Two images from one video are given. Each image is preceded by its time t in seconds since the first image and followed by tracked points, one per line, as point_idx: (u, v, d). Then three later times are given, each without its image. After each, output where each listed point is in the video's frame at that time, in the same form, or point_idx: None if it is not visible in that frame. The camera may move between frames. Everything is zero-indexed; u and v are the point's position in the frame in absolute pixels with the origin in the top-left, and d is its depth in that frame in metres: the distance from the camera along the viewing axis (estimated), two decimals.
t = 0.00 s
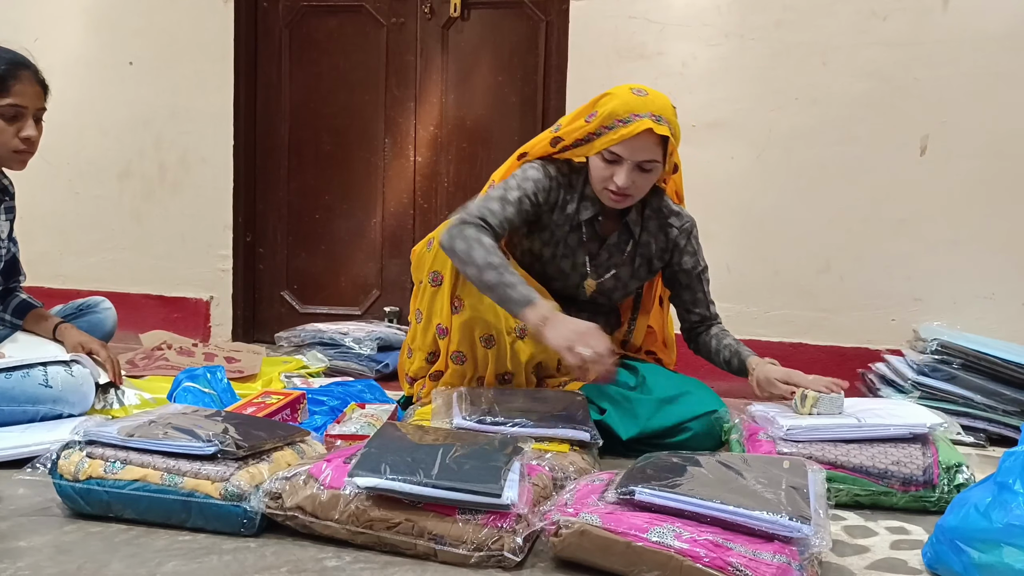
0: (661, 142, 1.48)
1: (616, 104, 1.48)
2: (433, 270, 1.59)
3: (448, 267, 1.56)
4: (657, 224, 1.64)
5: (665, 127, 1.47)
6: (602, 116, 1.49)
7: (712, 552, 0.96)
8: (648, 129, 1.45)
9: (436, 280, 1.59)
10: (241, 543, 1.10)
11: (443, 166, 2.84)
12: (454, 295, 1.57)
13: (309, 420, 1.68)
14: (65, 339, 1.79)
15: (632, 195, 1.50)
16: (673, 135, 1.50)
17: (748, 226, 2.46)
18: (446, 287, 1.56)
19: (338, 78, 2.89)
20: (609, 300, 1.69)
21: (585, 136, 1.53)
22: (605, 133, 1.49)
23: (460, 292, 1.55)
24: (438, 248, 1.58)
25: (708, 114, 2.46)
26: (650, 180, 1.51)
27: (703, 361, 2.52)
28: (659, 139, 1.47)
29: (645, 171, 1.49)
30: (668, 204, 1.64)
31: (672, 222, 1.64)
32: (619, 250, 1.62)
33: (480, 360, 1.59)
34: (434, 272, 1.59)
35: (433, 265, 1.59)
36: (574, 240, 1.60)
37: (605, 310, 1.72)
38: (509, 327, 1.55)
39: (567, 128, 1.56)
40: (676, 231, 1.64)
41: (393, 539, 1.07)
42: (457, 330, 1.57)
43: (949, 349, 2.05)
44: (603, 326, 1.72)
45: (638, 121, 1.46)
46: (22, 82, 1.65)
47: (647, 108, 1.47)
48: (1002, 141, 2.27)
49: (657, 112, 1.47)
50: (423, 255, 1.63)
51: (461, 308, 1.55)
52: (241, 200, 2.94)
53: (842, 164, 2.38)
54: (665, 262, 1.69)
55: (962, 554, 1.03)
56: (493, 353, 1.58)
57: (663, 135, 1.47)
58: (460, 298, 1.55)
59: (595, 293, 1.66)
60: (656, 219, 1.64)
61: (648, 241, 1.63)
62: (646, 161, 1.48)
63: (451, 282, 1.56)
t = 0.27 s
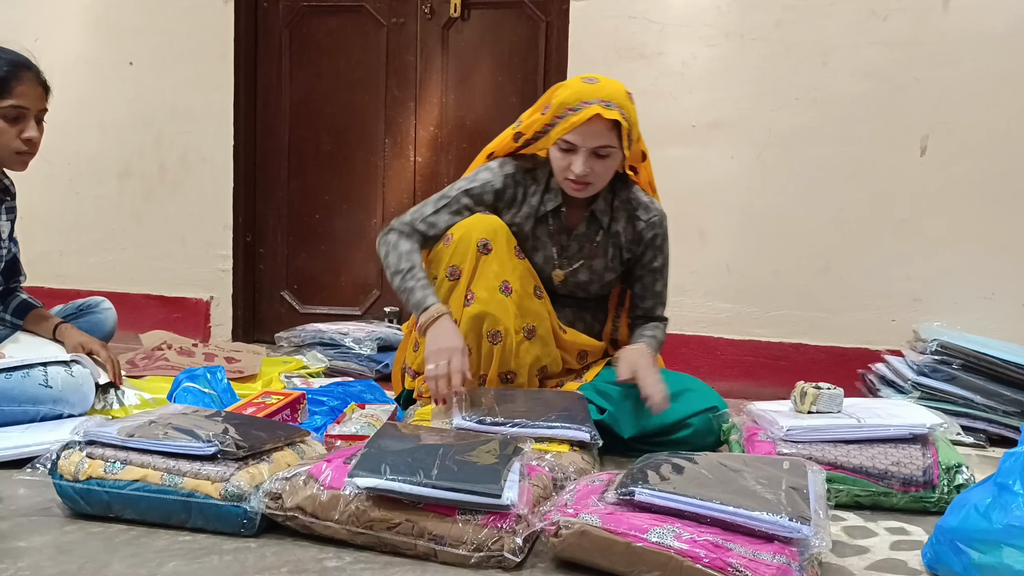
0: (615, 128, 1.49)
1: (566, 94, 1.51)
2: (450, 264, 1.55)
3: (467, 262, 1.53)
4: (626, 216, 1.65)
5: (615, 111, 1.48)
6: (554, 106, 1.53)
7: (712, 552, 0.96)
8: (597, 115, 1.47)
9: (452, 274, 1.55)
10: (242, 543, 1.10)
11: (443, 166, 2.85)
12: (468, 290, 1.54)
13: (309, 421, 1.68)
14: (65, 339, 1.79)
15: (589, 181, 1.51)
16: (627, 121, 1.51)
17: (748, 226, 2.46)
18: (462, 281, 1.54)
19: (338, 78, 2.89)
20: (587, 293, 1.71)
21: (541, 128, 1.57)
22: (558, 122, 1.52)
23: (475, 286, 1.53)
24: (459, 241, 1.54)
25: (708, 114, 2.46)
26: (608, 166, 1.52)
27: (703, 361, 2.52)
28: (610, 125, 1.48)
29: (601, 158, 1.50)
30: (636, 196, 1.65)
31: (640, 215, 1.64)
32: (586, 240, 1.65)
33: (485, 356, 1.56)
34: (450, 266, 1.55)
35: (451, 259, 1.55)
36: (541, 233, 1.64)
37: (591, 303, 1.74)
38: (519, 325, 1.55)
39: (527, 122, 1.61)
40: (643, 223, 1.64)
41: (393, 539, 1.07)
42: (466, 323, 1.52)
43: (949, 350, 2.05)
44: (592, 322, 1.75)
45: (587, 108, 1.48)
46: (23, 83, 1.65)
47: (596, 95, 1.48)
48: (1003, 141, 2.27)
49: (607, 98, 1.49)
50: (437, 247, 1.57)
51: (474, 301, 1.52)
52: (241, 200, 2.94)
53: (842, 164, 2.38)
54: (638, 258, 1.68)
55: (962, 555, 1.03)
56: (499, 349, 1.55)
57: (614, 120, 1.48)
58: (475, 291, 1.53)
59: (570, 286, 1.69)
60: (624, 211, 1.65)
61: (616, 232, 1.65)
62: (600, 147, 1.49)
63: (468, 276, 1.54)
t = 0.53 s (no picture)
0: (549, 126, 1.56)
1: (500, 101, 1.60)
2: (447, 260, 1.61)
3: (463, 254, 1.59)
4: (589, 210, 1.69)
5: (544, 110, 1.54)
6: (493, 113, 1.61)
7: (712, 552, 0.97)
8: (529, 116, 1.53)
9: (451, 268, 1.61)
10: (242, 543, 1.11)
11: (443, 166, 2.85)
12: (469, 282, 1.60)
13: (309, 420, 1.68)
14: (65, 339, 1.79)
15: (535, 181, 1.56)
16: (561, 118, 1.57)
17: (748, 226, 2.46)
18: (461, 275, 1.60)
19: (339, 78, 2.89)
20: (569, 290, 1.74)
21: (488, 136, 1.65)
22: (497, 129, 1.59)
23: (473, 277, 1.59)
24: (450, 237, 1.60)
25: (708, 114, 2.47)
26: (552, 164, 1.57)
27: (703, 361, 2.52)
28: (543, 124, 1.55)
29: (543, 156, 1.56)
30: (597, 189, 1.71)
31: (604, 209, 1.69)
32: (554, 237, 1.69)
33: (488, 347, 1.60)
34: (448, 262, 1.61)
35: (447, 255, 1.60)
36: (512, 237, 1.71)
37: (579, 300, 1.78)
38: (515, 312, 1.59)
39: (475, 133, 1.69)
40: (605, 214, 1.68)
41: (393, 539, 1.08)
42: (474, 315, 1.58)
43: (949, 350, 2.06)
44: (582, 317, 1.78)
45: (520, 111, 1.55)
46: (25, 84, 1.65)
47: (526, 97, 1.56)
48: (1003, 141, 2.27)
49: (538, 99, 1.56)
50: (431, 246, 1.63)
51: (475, 293, 1.58)
52: (241, 200, 2.94)
53: (842, 164, 2.38)
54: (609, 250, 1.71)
55: (961, 554, 1.03)
56: (501, 336, 1.60)
57: (547, 118, 1.55)
58: (474, 283, 1.58)
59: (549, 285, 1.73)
60: (585, 205, 1.70)
61: (581, 227, 1.69)
62: (539, 147, 1.54)
63: (467, 269, 1.59)
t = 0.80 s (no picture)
0: (521, 125, 1.57)
1: (471, 102, 1.62)
2: (433, 257, 1.63)
3: (449, 250, 1.62)
4: (570, 209, 1.69)
5: (514, 109, 1.55)
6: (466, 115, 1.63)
7: (711, 552, 0.97)
8: (498, 116, 1.55)
9: (439, 265, 1.63)
10: (242, 543, 1.11)
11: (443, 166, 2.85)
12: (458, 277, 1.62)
13: (308, 420, 1.68)
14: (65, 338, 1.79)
15: (511, 180, 1.58)
16: (531, 116, 1.58)
17: (747, 226, 2.46)
18: (449, 271, 1.62)
19: (338, 78, 2.89)
20: (556, 290, 1.74)
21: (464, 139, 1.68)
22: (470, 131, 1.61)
23: (461, 272, 1.61)
24: (434, 234, 1.63)
25: (708, 114, 2.47)
26: (527, 162, 1.58)
27: (703, 361, 2.53)
28: (514, 124, 1.56)
29: (516, 156, 1.57)
30: (578, 188, 1.71)
31: (583, 207, 1.68)
32: (537, 237, 1.70)
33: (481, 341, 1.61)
34: (435, 258, 1.63)
35: (433, 251, 1.63)
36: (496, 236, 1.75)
37: (569, 297, 1.78)
38: (504, 303, 1.60)
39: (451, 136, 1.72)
40: (586, 212, 1.68)
41: (393, 539, 1.08)
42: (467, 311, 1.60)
43: (948, 350, 2.05)
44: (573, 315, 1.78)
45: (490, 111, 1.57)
46: (27, 84, 1.65)
47: (494, 98, 1.57)
48: (1003, 141, 2.27)
49: (507, 98, 1.57)
50: (417, 245, 1.66)
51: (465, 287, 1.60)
52: (241, 200, 2.94)
53: (842, 164, 2.38)
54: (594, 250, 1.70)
55: (961, 554, 1.03)
56: (493, 329, 1.60)
57: (517, 117, 1.55)
58: (464, 277, 1.60)
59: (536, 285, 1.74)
60: (565, 204, 1.70)
61: (564, 226, 1.70)
62: (512, 146, 1.55)
63: (453, 263, 1.61)
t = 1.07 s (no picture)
0: (518, 125, 1.56)
1: (467, 104, 1.62)
2: (430, 255, 1.64)
3: (445, 248, 1.62)
4: (567, 209, 1.69)
5: (511, 109, 1.55)
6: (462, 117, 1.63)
7: (711, 552, 0.97)
8: (495, 116, 1.54)
9: (435, 263, 1.64)
10: (241, 543, 1.11)
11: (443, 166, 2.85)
12: (453, 275, 1.62)
13: (308, 420, 1.68)
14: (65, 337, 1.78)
15: (510, 180, 1.57)
16: (528, 116, 1.58)
17: (747, 226, 2.46)
18: (444, 269, 1.62)
19: (338, 78, 2.89)
20: (553, 289, 1.74)
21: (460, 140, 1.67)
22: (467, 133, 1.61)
23: (457, 269, 1.61)
24: (430, 233, 1.64)
25: (708, 114, 2.47)
26: (525, 163, 1.57)
27: (702, 361, 2.53)
28: (511, 124, 1.55)
29: (514, 156, 1.57)
30: (574, 187, 1.71)
31: (580, 206, 1.68)
32: (534, 237, 1.71)
33: (477, 340, 1.60)
34: (431, 257, 1.64)
35: (430, 250, 1.64)
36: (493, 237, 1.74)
37: (567, 297, 1.78)
38: (501, 301, 1.60)
39: (447, 137, 1.72)
40: (583, 210, 1.68)
41: (393, 539, 1.08)
42: (459, 308, 1.59)
43: (948, 350, 2.05)
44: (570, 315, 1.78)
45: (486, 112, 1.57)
46: (38, 87, 1.64)
47: (490, 98, 1.57)
48: (1003, 141, 2.27)
49: (503, 98, 1.57)
50: (414, 245, 1.68)
51: (459, 285, 1.60)
52: (241, 200, 2.94)
53: (842, 164, 2.38)
54: (592, 249, 1.70)
55: (960, 554, 1.03)
56: (488, 328, 1.59)
57: (515, 117, 1.55)
58: (459, 275, 1.60)
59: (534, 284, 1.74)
60: (562, 203, 1.70)
61: (561, 224, 1.69)
62: (509, 147, 1.55)
63: (449, 262, 1.62)
